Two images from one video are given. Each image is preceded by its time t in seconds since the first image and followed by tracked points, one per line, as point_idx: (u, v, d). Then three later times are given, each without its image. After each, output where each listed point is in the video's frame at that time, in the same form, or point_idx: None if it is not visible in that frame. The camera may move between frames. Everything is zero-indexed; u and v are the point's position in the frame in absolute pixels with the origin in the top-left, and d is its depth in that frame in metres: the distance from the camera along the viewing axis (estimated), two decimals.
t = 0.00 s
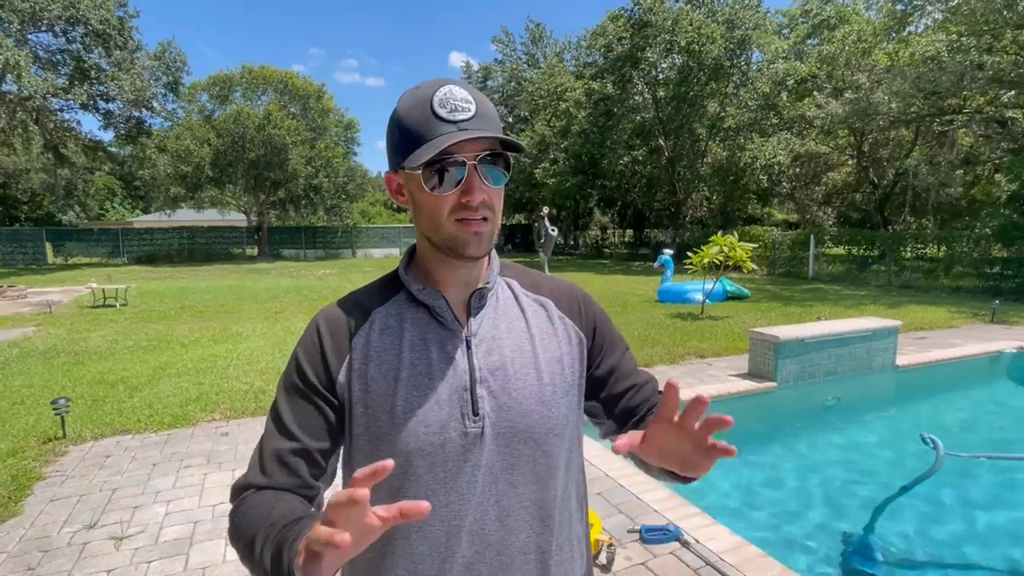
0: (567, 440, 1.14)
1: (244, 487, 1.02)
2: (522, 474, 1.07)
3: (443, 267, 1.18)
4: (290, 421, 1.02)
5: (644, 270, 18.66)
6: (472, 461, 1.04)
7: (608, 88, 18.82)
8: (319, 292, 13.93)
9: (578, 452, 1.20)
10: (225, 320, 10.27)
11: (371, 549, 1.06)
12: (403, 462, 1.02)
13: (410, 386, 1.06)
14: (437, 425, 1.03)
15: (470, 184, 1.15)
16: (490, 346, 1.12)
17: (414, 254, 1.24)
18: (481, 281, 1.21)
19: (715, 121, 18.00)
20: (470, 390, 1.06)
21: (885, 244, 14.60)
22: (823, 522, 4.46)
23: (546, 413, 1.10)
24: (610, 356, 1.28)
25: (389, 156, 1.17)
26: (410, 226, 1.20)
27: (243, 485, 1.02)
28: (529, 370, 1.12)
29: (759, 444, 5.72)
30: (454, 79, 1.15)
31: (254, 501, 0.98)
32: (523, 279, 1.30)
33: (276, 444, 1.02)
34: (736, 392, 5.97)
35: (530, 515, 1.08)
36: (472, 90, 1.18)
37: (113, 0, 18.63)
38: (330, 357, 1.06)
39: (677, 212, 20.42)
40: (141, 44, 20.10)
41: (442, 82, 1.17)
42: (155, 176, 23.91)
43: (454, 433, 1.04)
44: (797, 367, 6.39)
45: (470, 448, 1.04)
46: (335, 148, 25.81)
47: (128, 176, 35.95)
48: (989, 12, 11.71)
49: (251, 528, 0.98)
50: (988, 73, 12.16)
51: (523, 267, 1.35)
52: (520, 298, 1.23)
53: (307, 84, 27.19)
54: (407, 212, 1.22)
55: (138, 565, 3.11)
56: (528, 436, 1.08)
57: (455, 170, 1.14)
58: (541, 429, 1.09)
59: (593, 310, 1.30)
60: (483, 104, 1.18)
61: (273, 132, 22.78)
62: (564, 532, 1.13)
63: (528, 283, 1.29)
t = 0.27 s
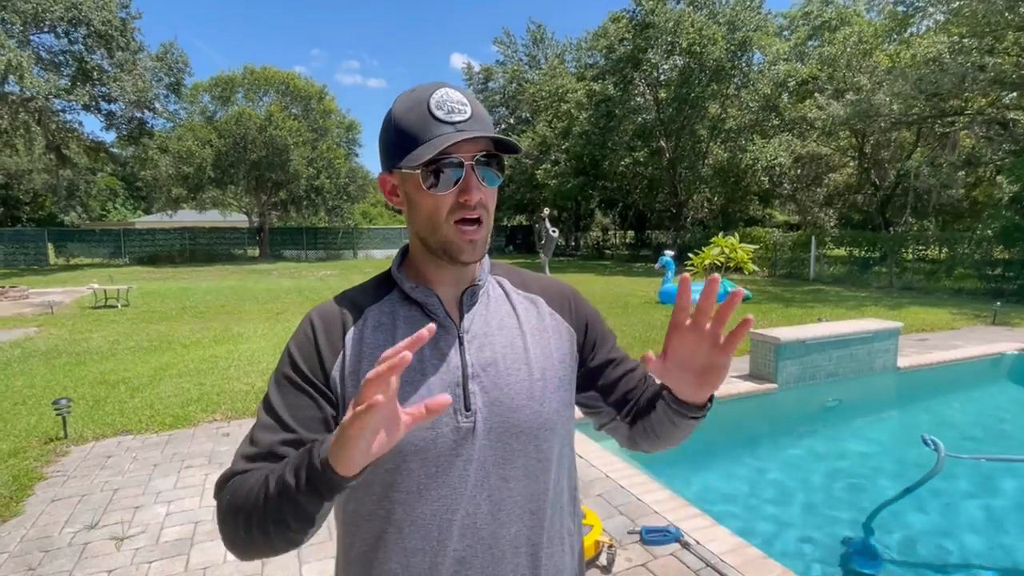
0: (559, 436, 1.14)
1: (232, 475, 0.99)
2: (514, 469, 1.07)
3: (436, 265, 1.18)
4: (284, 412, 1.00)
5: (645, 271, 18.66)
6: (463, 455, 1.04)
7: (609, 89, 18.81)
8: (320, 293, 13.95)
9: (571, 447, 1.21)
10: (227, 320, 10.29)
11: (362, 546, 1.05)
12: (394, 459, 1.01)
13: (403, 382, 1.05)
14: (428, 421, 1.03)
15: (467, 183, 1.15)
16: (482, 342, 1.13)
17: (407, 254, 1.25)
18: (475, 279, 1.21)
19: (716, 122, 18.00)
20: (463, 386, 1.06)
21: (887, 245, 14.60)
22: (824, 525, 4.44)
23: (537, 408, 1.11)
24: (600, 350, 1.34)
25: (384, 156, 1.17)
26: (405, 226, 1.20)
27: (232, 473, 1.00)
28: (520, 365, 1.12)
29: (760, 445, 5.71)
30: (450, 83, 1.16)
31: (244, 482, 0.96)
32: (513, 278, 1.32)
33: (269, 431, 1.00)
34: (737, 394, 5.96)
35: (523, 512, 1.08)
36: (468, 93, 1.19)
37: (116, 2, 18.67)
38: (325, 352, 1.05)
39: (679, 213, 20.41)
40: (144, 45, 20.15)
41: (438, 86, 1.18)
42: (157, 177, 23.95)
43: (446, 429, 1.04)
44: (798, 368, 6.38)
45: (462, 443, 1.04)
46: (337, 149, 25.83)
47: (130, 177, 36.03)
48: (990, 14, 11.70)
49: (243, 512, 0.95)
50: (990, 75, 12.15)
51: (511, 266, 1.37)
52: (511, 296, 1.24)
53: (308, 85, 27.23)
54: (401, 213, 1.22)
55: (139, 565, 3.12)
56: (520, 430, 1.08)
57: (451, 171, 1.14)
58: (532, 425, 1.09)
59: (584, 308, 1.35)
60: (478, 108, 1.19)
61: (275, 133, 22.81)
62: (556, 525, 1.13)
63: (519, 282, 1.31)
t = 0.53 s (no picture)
0: (557, 438, 1.15)
1: (258, 499, 0.97)
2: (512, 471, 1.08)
3: (436, 271, 1.18)
4: (291, 422, 1.00)
5: (646, 272, 18.66)
6: (463, 458, 1.04)
7: (610, 90, 18.79)
8: (320, 294, 13.96)
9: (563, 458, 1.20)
10: (227, 320, 10.31)
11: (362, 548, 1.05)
12: (394, 461, 1.02)
13: (402, 384, 1.05)
14: (427, 424, 1.03)
15: (470, 192, 1.14)
16: (481, 347, 1.13)
17: (404, 258, 1.24)
18: (473, 284, 1.21)
19: (717, 124, 18.02)
20: (463, 389, 1.06)
21: (888, 247, 14.60)
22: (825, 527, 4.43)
23: (536, 412, 1.12)
24: (585, 368, 1.32)
25: (383, 162, 1.14)
26: (404, 231, 1.19)
27: (255, 492, 0.98)
28: (519, 370, 1.13)
29: (760, 447, 5.70)
30: (450, 89, 1.14)
31: (283, 510, 0.95)
32: (510, 283, 1.32)
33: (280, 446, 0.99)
34: (738, 395, 5.96)
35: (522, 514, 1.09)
36: (468, 100, 1.18)
37: (117, 2, 18.70)
38: (325, 358, 1.04)
39: (680, 214, 20.41)
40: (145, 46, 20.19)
41: (438, 92, 1.16)
42: (158, 178, 23.98)
43: (446, 430, 1.04)
44: (798, 369, 6.38)
45: (462, 445, 1.05)
46: (338, 150, 25.86)
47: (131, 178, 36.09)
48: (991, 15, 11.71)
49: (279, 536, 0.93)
50: (991, 76, 12.17)
51: (506, 271, 1.37)
52: (509, 301, 1.24)
53: (309, 86, 27.28)
54: (401, 218, 1.21)
55: (140, 565, 3.12)
56: (519, 433, 1.09)
57: (452, 178, 1.13)
58: (531, 428, 1.10)
59: (575, 320, 1.33)
60: (479, 114, 1.18)
61: (276, 134, 22.83)
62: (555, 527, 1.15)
63: (514, 286, 1.31)
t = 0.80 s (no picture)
0: (555, 439, 1.17)
1: (252, 503, 0.97)
2: (513, 473, 1.09)
3: (437, 273, 1.18)
4: (288, 427, 0.99)
5: (645, 273, 18.65)
6: (465, 459, 1.05)
7: (609, 90, 18.71)
8: (320, 294, 13.95)
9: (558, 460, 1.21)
10: (227, 321, 10.31)
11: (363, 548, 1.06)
12: (397, 463, 1.02)
13: (405, 387, 1.05)
14: (429, 427, 1.03)
15: (480, 197, 1.15)
16: (482, 349, 1.14)
17: (402, 257, 1.23)
18: (473, 286, 1.22)
19: (716, 124, 18.00)
20: (465, 393, 1.06)
21: (887, 247, 14.63)
22: (825, 527, 4.44)
23: (537, 414, 1.13)
24: (578, 371, 1.32)
25: (390, 160, 1.13)
26: (407, 232, 1.18)
27: (251, 498, 0.98)
28: (519, 372, 1.14)
29: (759, 447, 5.71)
30: (464, 94, 1.15)
31: (282, 517, 0.95)
32: (507, 285, 1.33)
33: (277, 451, 0.98)
34: (737, 395, 5.96)
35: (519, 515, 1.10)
36: (478, 105, 1.19)
37: (117, 2, 18.70)
38: (325, 362, 1.03)
39: (679, 214, 20.41)
40: (145, 46, 20.20)
41: (450, 95, 1.17)
42: (157, 178, 23.98)
43: (449, 433, 1.04)
44: (797, 369, 6.38)
45: (464, 448, 1.05)
46: (338, 150, 25.85)
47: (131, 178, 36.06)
48: (990, 16, 11.73)
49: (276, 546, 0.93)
50: (990, 77, 12.18)
51: (500, 271, 1.38)
52: (507, 304, 1.25)
53: (309, 86, 27.27)
54: (403, 219, 1.20)
55: (138, 565, 3.12)
56: (519, 435, 1.10)
57: (462, 183, 1.13)
58: (531, 430, 1.11)
59: (570, 321, 1.34)
60: (491, 121, 1.20)
61: (276, 134, 22.82)
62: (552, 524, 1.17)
63: (511, 287, 1.32)
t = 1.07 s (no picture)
0: (552, 441, 1.17)
1: (248, 511, 0.97)
2: (510, 475, 1.09)
3: (433, 272, 1.18)
4: (284, 433, 0.99)
5: (643, 272, 18.68)
6: (461, 463, 1.04)
7: (607, 90, 18.79)
8: (317, 293, 13.92)
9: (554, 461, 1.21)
10: (224, 320, 10.29)
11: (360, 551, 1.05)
12: (393, 467, 1.01)
13: (400, 390, 1.04)
14: (424, 430, 1.03)
15: (472, 192, 1.14)
16: (477, 350, 1.13)
17: (396, 257, 1.23)
18: (468, 286, 1.22)
19: (714, 123, 18.02)
20: (461, 395, 1.06)
21: (884, 247, 14.66)
22: (822, 526, 4.45)
23: (533, 415, 1.12)
24: (575, 370, 1.32)
25: (381, 157, 1.14)
26: (400, 231, 1.19)
27: (246, 504, 0.98)
28: (515, 373, 1.13)
29: (756, 446, 5.73)
30: (454, 88, 1.15)
31: (279, 525, 0.95)
32: (502, 284, 1.33)
33: (274, 456, 0.98)
34: (734, 395, 5.97)
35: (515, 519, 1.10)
36: (470, 99, 1.19)
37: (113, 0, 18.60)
38: (320, 366, 1.02)
39: (677, 214, 20.42)
40: (141, 44, 20.13)
41: (440, 89, 1.16)
42: (154, 176, 23.91)
43: (444, 435, 1.04)
44: (794, 369, 6.40)
45: (460, 450, 1.04)
46: (335, 149, 25.80)
47: (127, 177, 35.98)
48: (986, 16, 11.75)
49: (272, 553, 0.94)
50: (986, 78, 12.21)
51: (497, 271, 1.38)
52: (504, 304, 1.25)
53: (306, 85, 27.21)
54: (397, 217, 1.20)
55: (135, 565, 3.11)
56: (515, 437, 1.10)
57: (453, 178, 1.13)
58: (528, 431, 1.11)
59: (567, 320, 1.34)
60: (480, 115, 1.20)
61: (273, 133, 22.76)
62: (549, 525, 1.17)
63: (507, 287, 1.32)
